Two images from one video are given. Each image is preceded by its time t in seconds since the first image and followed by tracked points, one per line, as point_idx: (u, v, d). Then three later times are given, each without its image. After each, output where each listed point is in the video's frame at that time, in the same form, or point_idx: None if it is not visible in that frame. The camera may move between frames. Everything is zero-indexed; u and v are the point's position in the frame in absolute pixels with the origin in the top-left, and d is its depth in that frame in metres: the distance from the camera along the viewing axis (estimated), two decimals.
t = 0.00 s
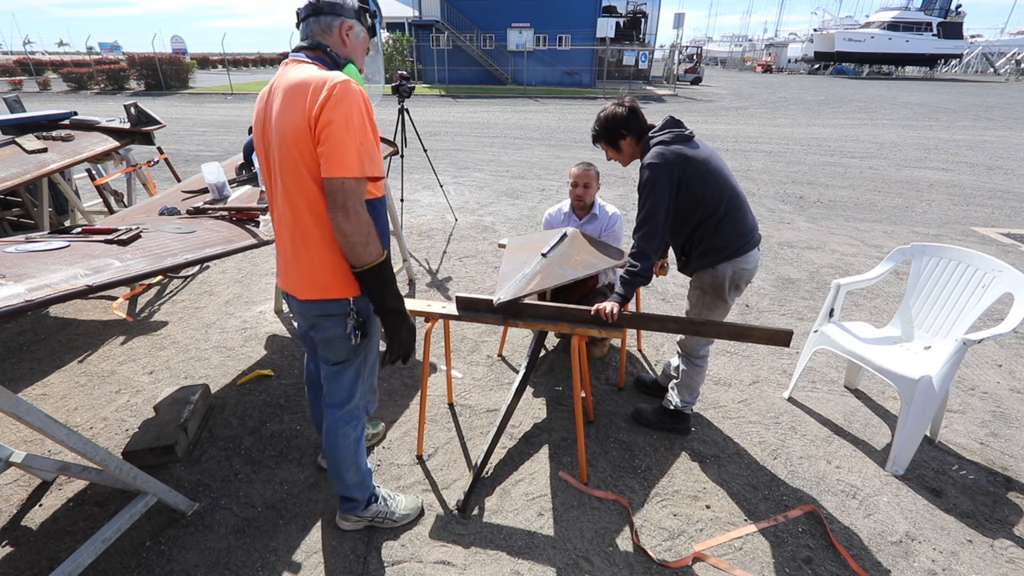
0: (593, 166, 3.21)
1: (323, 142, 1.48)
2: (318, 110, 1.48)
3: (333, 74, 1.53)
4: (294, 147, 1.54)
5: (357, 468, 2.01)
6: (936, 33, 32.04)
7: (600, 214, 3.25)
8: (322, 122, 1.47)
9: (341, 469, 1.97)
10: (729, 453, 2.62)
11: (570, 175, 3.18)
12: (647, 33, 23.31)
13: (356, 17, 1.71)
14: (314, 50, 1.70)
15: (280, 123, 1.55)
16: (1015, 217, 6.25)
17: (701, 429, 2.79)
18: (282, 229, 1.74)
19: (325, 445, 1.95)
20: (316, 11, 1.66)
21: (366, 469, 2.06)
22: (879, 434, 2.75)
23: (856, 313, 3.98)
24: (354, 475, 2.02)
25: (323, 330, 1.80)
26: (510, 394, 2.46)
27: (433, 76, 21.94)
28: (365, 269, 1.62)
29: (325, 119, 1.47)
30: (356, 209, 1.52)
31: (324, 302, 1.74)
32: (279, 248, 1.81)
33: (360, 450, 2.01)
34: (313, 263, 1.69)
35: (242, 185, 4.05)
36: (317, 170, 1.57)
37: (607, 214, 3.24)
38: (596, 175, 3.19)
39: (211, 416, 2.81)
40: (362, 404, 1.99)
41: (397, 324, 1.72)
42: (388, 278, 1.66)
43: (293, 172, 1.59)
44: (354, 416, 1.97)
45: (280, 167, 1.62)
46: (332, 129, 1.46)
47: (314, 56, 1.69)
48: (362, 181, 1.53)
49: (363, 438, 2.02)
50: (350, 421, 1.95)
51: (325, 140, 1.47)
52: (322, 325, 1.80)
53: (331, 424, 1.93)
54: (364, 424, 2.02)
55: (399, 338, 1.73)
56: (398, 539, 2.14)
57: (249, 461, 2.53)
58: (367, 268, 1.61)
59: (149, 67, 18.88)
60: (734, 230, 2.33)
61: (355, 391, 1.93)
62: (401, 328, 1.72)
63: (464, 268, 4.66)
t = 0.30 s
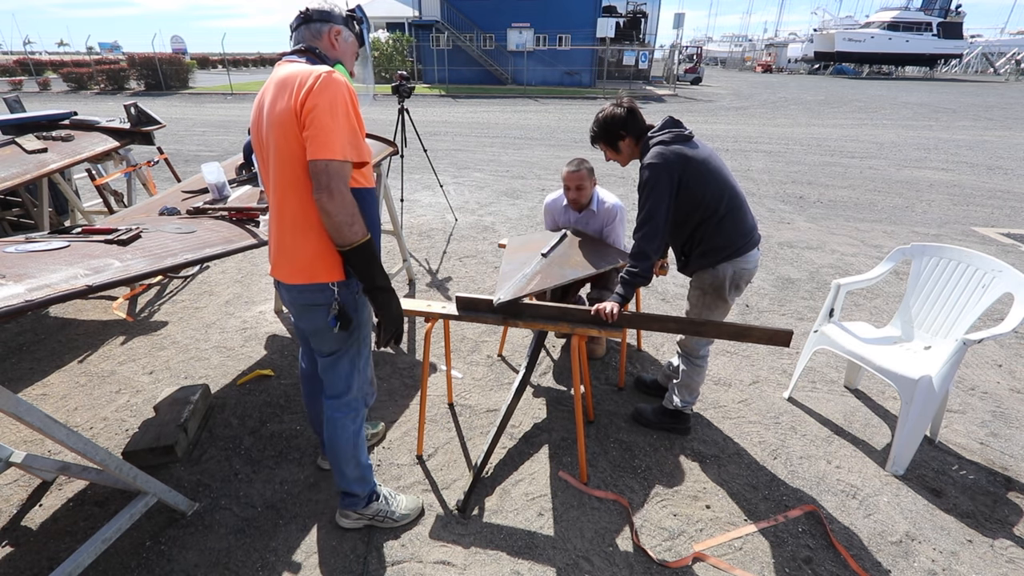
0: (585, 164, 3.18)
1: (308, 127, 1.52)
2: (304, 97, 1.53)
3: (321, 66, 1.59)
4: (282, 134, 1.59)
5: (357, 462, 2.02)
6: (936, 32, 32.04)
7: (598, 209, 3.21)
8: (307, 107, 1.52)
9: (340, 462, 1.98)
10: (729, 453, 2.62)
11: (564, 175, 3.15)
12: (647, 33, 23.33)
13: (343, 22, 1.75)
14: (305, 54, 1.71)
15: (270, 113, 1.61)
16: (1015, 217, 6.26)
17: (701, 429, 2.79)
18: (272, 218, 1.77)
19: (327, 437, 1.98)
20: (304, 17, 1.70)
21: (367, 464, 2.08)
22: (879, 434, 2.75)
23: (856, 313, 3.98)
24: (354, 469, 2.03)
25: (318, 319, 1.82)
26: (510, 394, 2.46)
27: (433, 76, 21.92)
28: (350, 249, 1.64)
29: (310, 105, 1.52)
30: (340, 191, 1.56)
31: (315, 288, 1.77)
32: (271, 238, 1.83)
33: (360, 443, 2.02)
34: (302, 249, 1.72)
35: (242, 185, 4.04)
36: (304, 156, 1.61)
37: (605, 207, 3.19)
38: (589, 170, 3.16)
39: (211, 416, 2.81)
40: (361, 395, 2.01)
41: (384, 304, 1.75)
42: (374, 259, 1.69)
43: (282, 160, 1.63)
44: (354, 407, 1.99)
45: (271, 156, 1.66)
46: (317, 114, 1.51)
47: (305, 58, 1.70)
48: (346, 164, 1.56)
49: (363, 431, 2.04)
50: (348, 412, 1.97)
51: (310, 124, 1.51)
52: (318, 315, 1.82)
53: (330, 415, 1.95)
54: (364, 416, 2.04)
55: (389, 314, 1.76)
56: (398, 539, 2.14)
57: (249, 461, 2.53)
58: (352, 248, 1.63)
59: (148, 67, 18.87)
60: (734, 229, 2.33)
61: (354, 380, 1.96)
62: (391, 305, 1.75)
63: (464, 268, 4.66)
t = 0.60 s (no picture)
0: (569, 163, 2.98)
1: (300, 122, 1.52)
2: (294, 93, 1.54)
3: (312, 64, 1.60)
4: (273, 130, 1.59)
5: (357, 459, 2.02)
6: (936, 32, 32.02)
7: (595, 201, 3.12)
8: (298, 103, 1.52)
9: (341, 459, 1.99)
10: (729, 453, 2.62)
11: (552, 179, 3.01)
12: (647, 33, 23.34)
13: (334, 23, 1.76)
14: (298, 54, 1.71)
15: (262, 110, 1.62)
16: (1014, 217, 6.26)
17: (701, 429, 2.79)
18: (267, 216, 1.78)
19: (328, 434, 1.98)
20: (296, 19, 1.71)
21: (368, 461, 2.08)
22: (878, 434, 2.75)
23: (856, 313, 3.98)
24: (354, 466, 2.03)
25: (316, 315, 1.82)
26: (510, 394, 2.46)
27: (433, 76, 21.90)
28: (343, 243, 1.64)
29: (301, 101, 1.52)
30: (332, 185, 1.56)
31: (311, 283, 1.77)
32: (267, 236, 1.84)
33: (360, 440, 2.02)
34: (297, 244, 1.72)
35: (241, 185, 4.03)
36: (296, 151, 1.61)
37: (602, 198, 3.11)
38: (575, 168, 2.95)
39: (211, 416, 2.81)
40: (361, 391, 2.02)
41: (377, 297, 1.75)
42: (367, 252, 1.69)
43: (275, 156, 1.63)
44: (354, 404, 1.99)
45: (264, 153, 1.67)
46: (308, 110, 1.51)
47: (297, 58, 1.70)
48: (338, 159, 1.57)
49: (363, 428, 2.04)
50: (349, 408, 1.98)
51: (301, 119, 1.52)
52: (316, 311, 1.83)
53: (331, 411, 1.96)
54: (364, 413, 2.05)
55: (379, 310, 1.77)
56: (398, 539, 2.14)
57: (249, 461, 2.52)
58: (345, 242, 1.63)
59: (148, 67, 18.87)
60: (733, 230, 2.33)
61: (354, 376, 1.97)
62: (381, 300, 1.75)
63: (464, 268, 4.66)
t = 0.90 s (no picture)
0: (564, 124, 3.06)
1: (296, 122, 1.52)
2: (290, 93, 1.54)
3: (307, 63, 1.60)
4: (270, 130, 1.59)
5: (357, 458, 2.03)
6: (937, 32, 32.02)
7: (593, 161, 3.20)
8: (294, 103, 1.52)
9: (341, 457, 1.99)
10: (729, 453, 2.62)
11: (547, 141, 3.11)
12: (647, 33, 23.33)
13: (328, 24, 1.76)
14: (291, 54, 1.70)
15: (258, 110, 1.61)
16: (1015, 217, 6.26)
17: (701, 429, 2.79)
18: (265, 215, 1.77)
19: (328, 433, 1.98)
20: (290, 19, 1.71)
21: (369, 460, 2.09)
22: (879, 434, 2.75)
23: (856, 313, 3.98)
24: (355, 465, 2.04)
25: (316, 315, 1.82)
26: (510, 395, 2.46)
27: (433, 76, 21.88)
28: (340, 242, 1.64)
29: (297, 101, 1.52)
30: (330, 184, 1.56)
31: (310, 282, 1.77)
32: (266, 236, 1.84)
33: (361, 439, 2.03)
34: (296, 244, 1.72)
35: (241, 185, 4.03)
36: (293, 151, 1.61)
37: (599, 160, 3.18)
38: (564, 130, 3.03)
39: (211, 416, 2.81)
40: (362, 391, 2.02)
41: (374, 295, 1.76)
42: (364, 251, 1.69)
43: (272, 156, 1.63)
44: (354, 404, 1.99)
45: (261, 153, 1.67)
46: (304, 109, 1.51)
47: (291, 58, 1.69)
48: (334, 158, 1.57)
49: (363, 427, 2.04)
50: (349, 407, 1.98)
51: (297, 119, 1.52)
52: (316, 310, 1.82)
53: (331, 410, 1.96)
54: (364, 413, 2.05)
55: (374, 309, 1.79)
56: (398, 539, 2.14)
57: (249, 461, 2.52)
58: (343, 241, 1.63)
59: (149, 67, 18.87)
60: (734, 231, 2.33)
61: (354, 375, 1.97)
62: (377, 299, 1.76)
63: (464, 268, 4.66)
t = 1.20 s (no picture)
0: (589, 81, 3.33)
1: (294, 123, 1.52)
2: (288, 94, 1.54)
3: (304, 64, 1.60)
4: (268, 130, 1.58)
5: (357, 457, 2.03)
6: (936, 32, 32.03)
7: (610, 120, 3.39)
8: (293, 103, 1.52)
9: (341, 456, 1.99)
10: (729, 453, 2.62)
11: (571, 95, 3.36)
12: (647, 33, 23.32)
13: (325, 23, 1.76)
14: (288, 54, 1.70)
15: (257, 111, 1.61)
16: (1014, 217, 6.26)
17: (701, 428, 2.80)
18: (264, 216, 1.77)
19: (328, 433, 1.98)
20: (286, 18, 1.71)
21: (369, 460, 2.09)
22: (879, 434, 2.75)
23: (856, 313, 3.98)
24: (355, 465, 2.04)
25: (316, 315, 1.82)
26: (510, 394, 2.46)
27: (433, 76, 21.88)
28: (340, 242, 1.64)
29: (296, 101, 1.52)
30: (329, 185, 1.56)
31: (310, 282, 1.77)
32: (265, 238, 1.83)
33: (361, 439, 2.03)
34: (295, 245, 1.72)
35: (241, 185, 4.03)
36: (292, 152, 1.61)
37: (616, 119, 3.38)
38: (588, 84, 3.25)
39: (211, 416, 2.81)
40: (362, 391, 2.02)
41: (373, 295, 1.76)
42: (364, 251, 1.70)
43: (270, 156, 1.63)
44: (355, 404, 2.00)
45: (260, 154, 1.66)
46: (302, 110, 1.51)
47: (289, 58, 1.69)
48: (333, 159, 1.56)
49: (363, 427, 2.04)
50: (350, 407, 1.98)
51: (296, 120, 1.52)
52: (316, 310, 1.82)
53: (331, 410, 1.96)
54: (364, 412, 2.05)
55: (375, 310, 1.79)
56: (398, 539, 2.14)
57: (249, 461, 2.52)
58: (342, 241, 1.64)
59: (148, 67, 18.87)
60: (734, 231, 2.33)
61: (354, 375, 1.97)
62: (376, 300, 1.77)
63: (464, 268, 4.66)
